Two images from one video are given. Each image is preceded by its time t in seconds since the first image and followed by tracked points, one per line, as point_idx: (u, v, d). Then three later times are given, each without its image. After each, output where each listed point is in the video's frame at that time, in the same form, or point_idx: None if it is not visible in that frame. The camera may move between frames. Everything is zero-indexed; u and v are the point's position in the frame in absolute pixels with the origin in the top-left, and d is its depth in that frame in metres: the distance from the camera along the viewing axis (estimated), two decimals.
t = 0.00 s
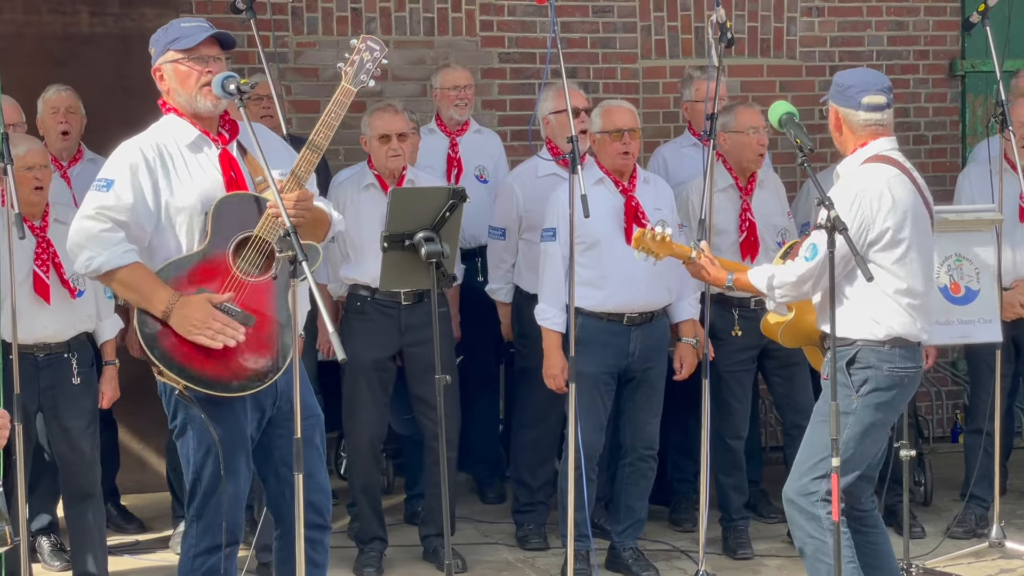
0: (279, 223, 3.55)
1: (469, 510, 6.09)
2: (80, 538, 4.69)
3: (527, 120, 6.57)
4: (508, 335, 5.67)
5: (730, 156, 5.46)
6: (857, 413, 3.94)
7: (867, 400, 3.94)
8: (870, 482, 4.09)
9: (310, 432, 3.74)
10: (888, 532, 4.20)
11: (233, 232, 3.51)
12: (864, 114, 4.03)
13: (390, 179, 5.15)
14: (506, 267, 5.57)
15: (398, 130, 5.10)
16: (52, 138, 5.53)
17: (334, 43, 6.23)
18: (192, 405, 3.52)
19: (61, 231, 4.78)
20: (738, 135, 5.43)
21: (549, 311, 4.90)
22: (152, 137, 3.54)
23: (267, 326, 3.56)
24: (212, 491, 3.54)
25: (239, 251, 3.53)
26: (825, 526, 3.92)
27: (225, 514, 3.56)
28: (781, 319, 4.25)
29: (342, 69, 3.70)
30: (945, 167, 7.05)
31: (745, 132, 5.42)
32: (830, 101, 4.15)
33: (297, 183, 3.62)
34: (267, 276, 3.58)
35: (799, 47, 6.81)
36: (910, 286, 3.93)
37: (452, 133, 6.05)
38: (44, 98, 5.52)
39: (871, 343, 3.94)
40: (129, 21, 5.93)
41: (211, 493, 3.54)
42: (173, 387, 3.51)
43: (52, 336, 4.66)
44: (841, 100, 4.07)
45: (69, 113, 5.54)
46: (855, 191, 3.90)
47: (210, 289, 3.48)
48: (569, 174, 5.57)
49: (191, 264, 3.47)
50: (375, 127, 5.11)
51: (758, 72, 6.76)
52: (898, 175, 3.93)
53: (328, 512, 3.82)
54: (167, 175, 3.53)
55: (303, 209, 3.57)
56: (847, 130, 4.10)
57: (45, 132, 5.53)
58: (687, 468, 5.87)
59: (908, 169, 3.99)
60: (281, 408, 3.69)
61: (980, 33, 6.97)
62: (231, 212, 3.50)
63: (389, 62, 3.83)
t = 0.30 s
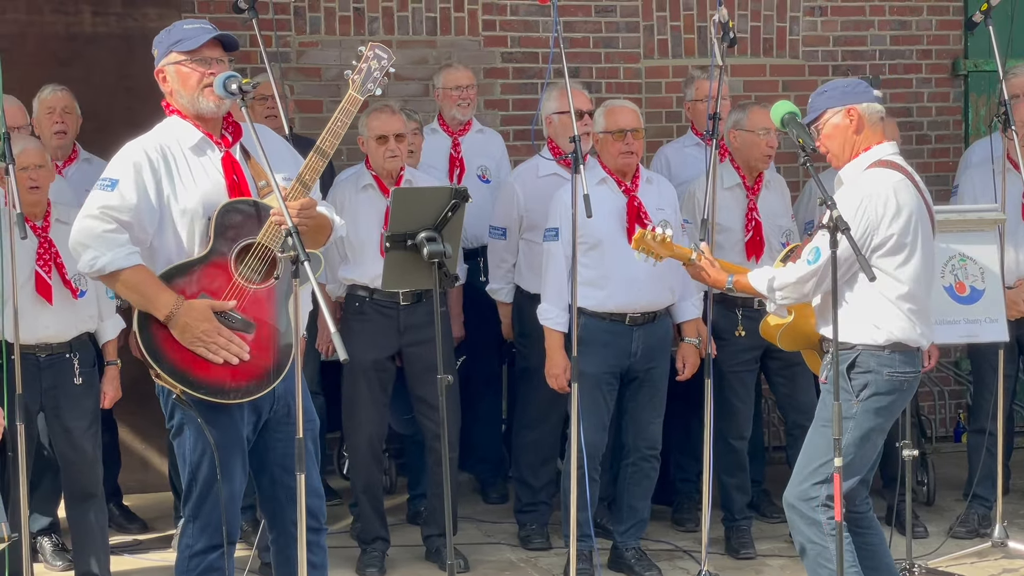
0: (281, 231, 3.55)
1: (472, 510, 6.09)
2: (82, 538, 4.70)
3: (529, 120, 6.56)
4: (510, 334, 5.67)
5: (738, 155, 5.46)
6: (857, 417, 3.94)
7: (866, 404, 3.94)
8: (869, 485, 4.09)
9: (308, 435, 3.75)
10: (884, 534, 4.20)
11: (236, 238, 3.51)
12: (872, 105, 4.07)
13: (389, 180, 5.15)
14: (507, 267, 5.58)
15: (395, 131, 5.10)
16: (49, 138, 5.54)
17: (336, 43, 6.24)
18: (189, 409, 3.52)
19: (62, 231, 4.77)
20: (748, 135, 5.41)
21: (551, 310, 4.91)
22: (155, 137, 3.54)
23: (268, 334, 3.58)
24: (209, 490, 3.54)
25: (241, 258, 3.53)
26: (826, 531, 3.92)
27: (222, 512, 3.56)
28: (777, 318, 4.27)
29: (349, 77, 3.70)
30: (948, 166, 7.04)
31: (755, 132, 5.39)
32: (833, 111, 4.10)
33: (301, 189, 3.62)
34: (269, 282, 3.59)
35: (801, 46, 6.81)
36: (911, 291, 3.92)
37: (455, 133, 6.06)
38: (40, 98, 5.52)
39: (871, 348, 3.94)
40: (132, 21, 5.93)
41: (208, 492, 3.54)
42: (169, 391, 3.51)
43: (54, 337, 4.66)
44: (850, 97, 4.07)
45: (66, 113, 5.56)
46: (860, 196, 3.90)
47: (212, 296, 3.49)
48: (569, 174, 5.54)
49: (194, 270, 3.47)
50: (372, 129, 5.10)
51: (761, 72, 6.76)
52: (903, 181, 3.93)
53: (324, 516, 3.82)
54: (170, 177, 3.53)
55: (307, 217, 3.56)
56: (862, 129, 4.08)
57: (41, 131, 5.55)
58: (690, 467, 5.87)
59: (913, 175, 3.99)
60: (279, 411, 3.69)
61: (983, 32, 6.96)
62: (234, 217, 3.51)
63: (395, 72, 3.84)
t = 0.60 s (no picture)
0: (280, 224, 3.52)
1: (473, 509, 6.08)
2: (83, 538, 4.70)
3: (531, 118, 6.56)
4: (511, 333, 5.66)
5: (738, 155, 5.46)
6: (872, 412, 3.93)
7: (882, 399, 3.93)
8: (875, 482, 4.07)
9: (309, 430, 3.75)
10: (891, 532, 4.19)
11: (233, 233, 3.48)
12: (872, 108, 4.05)
13: (385, 179, 5.14)
14: (509, 265, 5.56)
15: (392, 130, 5.09)
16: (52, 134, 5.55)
17: (337, 42, 6.23)
18: (188, 404, 3.51)
19: (61, 230, 4.77)
20: (743, 138, 5.43)
21: (552, 309, 4.89)
22: (154, 134, 3.54)
23: (266, 326, 3.55)
24: (208, 487, 3.54)
25: (238, 252, 3.51)
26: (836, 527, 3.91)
27: (221, 509, 3.56)
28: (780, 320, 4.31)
29: (346, 70, 3.69)
30: (949, 165, 7.03)
31: (751, 135, 5.40)
32: (834, 98, 4.06)
33: (300, 184, 3.61)
34: (267, 277, 3.55)
35: (803, 45, 6.80)
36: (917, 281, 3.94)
37: (456, 132, 6.05)
38: (47, 96, 5.55)
39: (884, 343, 3.93)
40: (133, 20, 5.93)
41: (207, 489, 3.54)
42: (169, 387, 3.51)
43: (53, 336, 4.65)
44: (852, 93, 4.04)
45: (70, 113, 5.57)
46: (864, 192, 3.87)
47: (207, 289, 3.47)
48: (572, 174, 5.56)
49: (191, 264, 3.46)
50: (369, 128, 5.09)
51: (762, 71, 6.74)
52: (896, 174, 3.94)
53: (324, 508, 3.81)
54: (169, 173, 3.52)
55: (303, 211, 3.56)
56: (855, 129, 4.07)
57: (45, 128, 5.56)
58: (692, 466, 5.86)
59: (902, 167, 4.01)
60: (278, 407, 3.68)
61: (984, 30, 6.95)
62: (230, 209, 3.48)
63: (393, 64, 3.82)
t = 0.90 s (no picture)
0: (281, 232, 3.54)
1: (474, 509, 6.07)
2: (82, 539, 4.69)
3: (532, 118, 6.55)
4: (512, 333, 5.65)
5: (735, 158, 5.42)
6: (876, 413, 3.92)
7: (886, 400, 3.92)
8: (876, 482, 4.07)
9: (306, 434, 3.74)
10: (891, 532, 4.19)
11: (235, 239, 3.49)
12: (882, 105, 4.04)
13: (382, 179, 5.13)
14: (513, 265, 5.54)
15: (389, 130, 5.09)
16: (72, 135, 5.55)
17: (338, 42, 6.22)
18: (184, 407, 3.50)
19: (61, 230, 4.76)
20: (736, 143, 5.40)
21: (552, 310, 4.89)
22: (156, 137, 3.53)
23: (269, 332, 3.56)
24: (205, 487, 3.52)
25: (241, 258, 3.52)
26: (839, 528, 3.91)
27: (218, 510, 3.56)
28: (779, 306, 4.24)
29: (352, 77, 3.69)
30: (950, 165, 7.02)
31: (742, 141, 5.38)
32: (846, 98, 4.03)
33: (305, 189, 3.61)
34: (268, 283, 3.57)
35: (804, 45, 6.79)
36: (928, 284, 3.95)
37: (456, 131, 6.05)
38: (69, 98, 5.52)
39: (889, 343, 3.92)
40: (133, 20, 5.93)
41: (204, 489, 3.52)
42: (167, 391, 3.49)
43: (52, 337, 4.65)
44: (864, 92, 4.01)
45: (89, 117, 5.54)
46: (881, 193, 3.87)
47: (210, 297, 3.48)
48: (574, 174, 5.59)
49: (192, 270, 3.46)
50: (366, 128, 5.09)
51: (764, 70, 6.74)
52: (909, 176, 3.95)
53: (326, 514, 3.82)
54: (170, 177, 3.52)
55: (309, 218, 3.54)
56: (869, 128, 4.06)
57: (65, 130, 5.55)
58: (693, 467, 5.85)
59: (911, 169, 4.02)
60: (275, 409, 3.67)
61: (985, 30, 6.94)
62: (233, 215, 3.50)
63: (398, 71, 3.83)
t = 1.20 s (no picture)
0: (284, 226, 3.53)
1: (476, 508, 6.07)
2: (84, 537, 4.69)
3: (534, 117, 6.55)
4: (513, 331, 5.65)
5: (737, 156, 5.41)
6: (875, 413, 3.93)
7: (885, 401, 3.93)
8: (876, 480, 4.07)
9: (313, 429, 3.74)
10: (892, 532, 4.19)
11: (237, 234, 3.49)
12: (886, 110, 3.99)
13: (381, 178, 5.12)
14: (513, 263, 5.54)
15: (388, 128, 5.08)
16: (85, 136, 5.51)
17: (339, 40, 6.22)
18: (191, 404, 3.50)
19: (64, 228, 4.75)
20: (738, 142, 5.37)
21: (555, 309, 4.87)
22: (157, 134, 3.53)
23: (273, 326, 3.56)
24: (212, 485, 3.53)
25: (244, 253, 3.51)
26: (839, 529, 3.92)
27: (225, 508, 3.55)
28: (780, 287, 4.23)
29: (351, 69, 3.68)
30: (952, 163, 7.02)
31: (745, 139, 5.35)
32: (851, 90, 4.02)
33: (304, 184, 3.60)
34: (272, 277, 3.57)
35: (806, 43, 6.79)
36: (931, 286, 3.94)
37: (457, 130, 6.06)
38: (85, 97, 5.51)
39: (889, 343, 3.92)
40: (135, 18, 5.92)
41: (211, 488, 3.53)
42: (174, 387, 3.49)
43: (54, 335, 4.64)
44: (869, 91, 3.98)
45: (102, 112, 5.51)
46: (888, 191, 3.86)
47: (215, 293, 3.47)
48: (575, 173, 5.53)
49: (196, 267, 3.46)
50: (364, 127, 5.08)
51: (765, 69, 6.73)
52: (918, 177, 3.94)
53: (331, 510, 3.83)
54: (173, 174, 3.51)
55: (310, 211, 3.54)
56: (865, 124, 4.02)
57: (80, 129, 5.51)
58: (696, 465, 5.84)
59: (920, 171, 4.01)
60: (283, 406, 3.67)
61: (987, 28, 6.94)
62: (237, 210, 3.49)
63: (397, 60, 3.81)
